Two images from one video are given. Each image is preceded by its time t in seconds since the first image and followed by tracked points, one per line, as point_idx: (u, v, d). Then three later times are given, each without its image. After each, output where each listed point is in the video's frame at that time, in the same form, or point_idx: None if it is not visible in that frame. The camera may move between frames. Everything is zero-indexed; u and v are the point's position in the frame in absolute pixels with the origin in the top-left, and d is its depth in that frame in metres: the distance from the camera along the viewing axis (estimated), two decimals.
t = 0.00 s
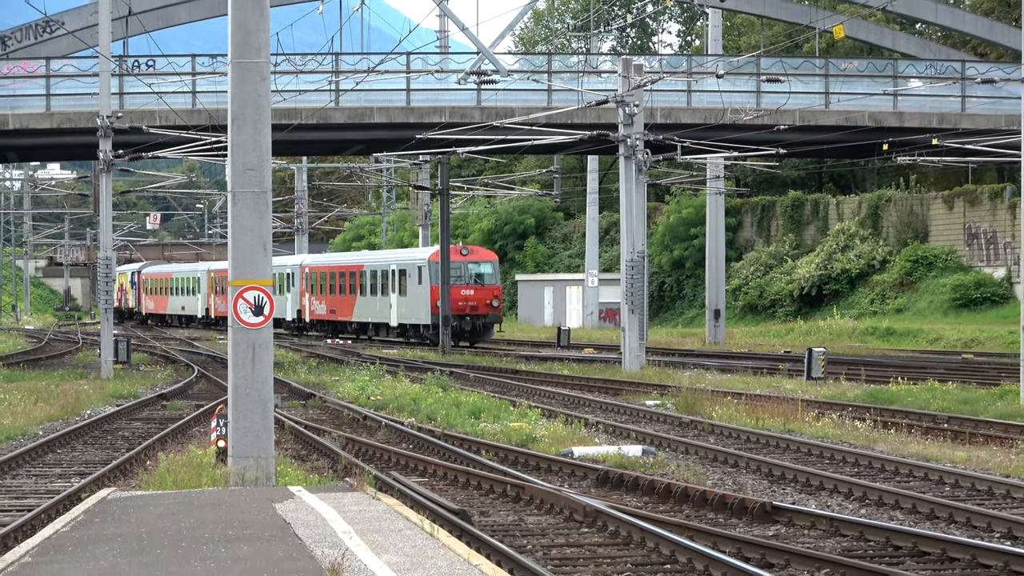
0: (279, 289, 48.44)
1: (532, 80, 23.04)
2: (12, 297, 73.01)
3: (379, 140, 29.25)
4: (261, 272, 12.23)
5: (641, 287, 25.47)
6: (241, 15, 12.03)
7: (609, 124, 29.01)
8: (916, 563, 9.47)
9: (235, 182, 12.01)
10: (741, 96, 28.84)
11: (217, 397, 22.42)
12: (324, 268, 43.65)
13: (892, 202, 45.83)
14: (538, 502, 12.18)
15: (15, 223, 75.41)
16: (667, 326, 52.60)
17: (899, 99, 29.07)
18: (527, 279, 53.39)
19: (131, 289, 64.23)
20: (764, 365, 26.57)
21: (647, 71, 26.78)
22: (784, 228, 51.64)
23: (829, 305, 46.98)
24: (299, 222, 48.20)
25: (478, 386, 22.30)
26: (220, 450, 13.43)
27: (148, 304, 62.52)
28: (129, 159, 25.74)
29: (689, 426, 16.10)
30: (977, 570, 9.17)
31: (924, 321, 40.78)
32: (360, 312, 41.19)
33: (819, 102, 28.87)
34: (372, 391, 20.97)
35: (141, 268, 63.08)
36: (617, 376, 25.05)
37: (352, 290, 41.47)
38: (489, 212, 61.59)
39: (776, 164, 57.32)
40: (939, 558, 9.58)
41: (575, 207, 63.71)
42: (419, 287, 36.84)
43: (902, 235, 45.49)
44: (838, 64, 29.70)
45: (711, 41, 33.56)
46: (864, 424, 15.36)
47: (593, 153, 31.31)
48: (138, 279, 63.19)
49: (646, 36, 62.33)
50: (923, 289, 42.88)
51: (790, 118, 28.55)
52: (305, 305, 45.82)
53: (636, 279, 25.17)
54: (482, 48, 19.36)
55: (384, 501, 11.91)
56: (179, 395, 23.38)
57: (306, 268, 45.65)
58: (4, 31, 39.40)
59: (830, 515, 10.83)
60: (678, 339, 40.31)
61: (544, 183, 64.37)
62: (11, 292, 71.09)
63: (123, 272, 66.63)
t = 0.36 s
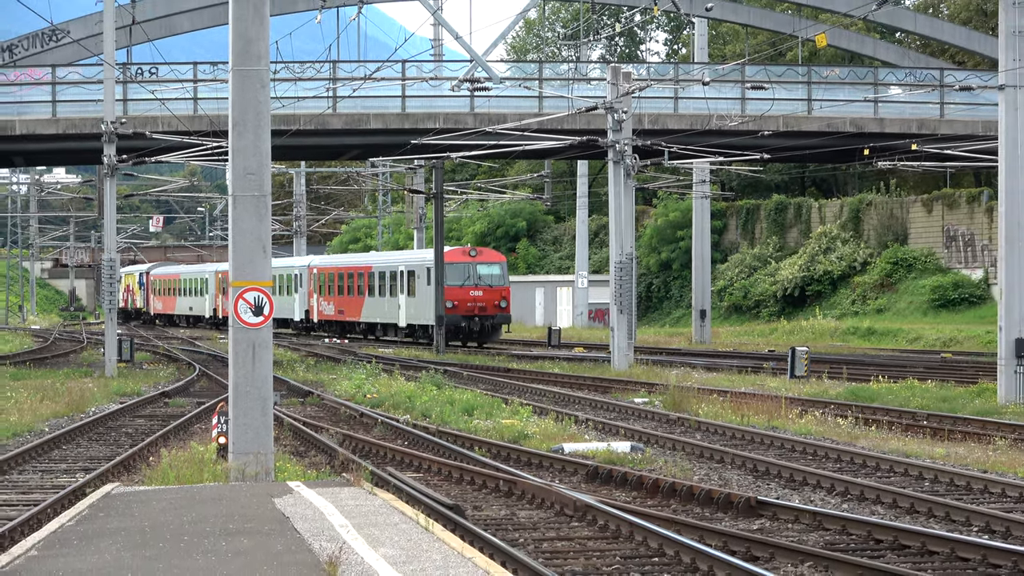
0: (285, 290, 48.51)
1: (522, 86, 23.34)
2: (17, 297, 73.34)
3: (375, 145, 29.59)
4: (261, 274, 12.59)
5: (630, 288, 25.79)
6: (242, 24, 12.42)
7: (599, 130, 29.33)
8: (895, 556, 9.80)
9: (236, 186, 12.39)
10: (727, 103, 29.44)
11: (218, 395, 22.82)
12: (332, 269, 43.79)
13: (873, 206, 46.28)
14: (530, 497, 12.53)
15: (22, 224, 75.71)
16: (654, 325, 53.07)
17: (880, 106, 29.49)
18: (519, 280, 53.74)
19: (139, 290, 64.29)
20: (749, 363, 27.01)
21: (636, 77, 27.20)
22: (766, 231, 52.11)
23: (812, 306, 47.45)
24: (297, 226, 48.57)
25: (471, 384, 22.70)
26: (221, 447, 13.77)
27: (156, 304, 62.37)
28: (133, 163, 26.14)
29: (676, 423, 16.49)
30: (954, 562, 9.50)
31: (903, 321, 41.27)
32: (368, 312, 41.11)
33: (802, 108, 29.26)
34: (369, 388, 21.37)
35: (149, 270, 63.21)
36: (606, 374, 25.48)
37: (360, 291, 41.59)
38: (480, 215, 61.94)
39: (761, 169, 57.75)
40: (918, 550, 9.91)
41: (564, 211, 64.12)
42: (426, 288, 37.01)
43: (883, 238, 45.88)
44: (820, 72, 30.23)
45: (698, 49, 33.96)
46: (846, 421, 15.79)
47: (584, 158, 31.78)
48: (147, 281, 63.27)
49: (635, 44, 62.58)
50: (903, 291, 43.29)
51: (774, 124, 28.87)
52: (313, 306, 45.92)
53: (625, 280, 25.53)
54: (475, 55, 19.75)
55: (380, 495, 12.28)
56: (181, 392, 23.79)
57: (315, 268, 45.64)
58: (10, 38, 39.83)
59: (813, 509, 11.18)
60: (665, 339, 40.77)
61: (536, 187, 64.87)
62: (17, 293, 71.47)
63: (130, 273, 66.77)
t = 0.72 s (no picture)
0: (287, 291, 48.13)
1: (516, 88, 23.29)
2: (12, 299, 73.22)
3: (370, 147, 29.64)
4: (255, 276, 12.61)
5: (622, 290, 25.85)
6: (235, 25, 12.44)
7: (592, 132, 29.31)
8: (889, 558, 9.80)
9: (230, 188, 12.42)
10: (720, 105, 29.66)
11: (212, 396, 22.81)
12: (337, 270, 43.22)
13: (866, 207, 46.32)
14: (523, 498, 12.54)
15: (16, 226, 75.66)
16: (647, 327, 53.07)
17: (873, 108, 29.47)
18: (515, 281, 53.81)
19: (138, 291, 63.96)
20: (742, 365, 27.00)
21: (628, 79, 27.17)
22: (759, 233, 52.18)
23: (805, 309, 47.43)
24: (291, 227, 48.50)
25: (464, 386, 22.70)
26: (215, 448, 13.78)
27: (155, 305, 62.16)
28: (127, 165, 26.15)
29: (669, 425, 16.49)
30: (947, 563, 9.52)
31: (894, 323, 41.26)
32: (373, 313, 40.48)
33: (795, 110, 29.31)
34: (362, 390, 21.37)
35: (149, 270, 62.94)
36: (599, 376, 25.49)
37: (366, 292, 41.01)
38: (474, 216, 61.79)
39: (754, 171, 57.76)
40: (911, 552, 9.92)
41: (558, 212, 64.17)
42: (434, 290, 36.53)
43: (875, 240, 45.95)
44: (813, 74, 30.27)
45: (690, 51, 33.93)
46: (839, 423, 15.81)
47: (577, 160, 31.84)
48: (147, 282, 62.99)
49: (628, 46, 62.52)
50: (896, 292, 43.35)
51: (767, 126, 28.74)
52: (318, 308, 45.29)
53: (617, 282, 25.57)
54: (468, 58, 19.68)
55: (373, 496, 12.29)
56: (175, 394, 23.78)
57: (319, 270, 45.10)
58: (5, 40, 39.81)
59: (805, 510, 11.20)
60: (658, 340, 40.86)
61: (528, 189, 64.91)
62: (12, 294, 71.40)
63: (128, 274, 66.48)
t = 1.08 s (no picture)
0: (291, 292, 47.42)
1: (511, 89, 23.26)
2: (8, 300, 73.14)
3: (364, 148, 29.62)
4: (249, 277, 12.62)
5: (617, 290, 25.80)
6: (230, 27, 12.46)
7: (587, 132, 29.28)
8: (884, 557, 9.80)
9: (224, 189, 12.41)
10: (714, 105, 29.58)
11: (207, 397, 22.80)
12: (343, 271, 42.50)
13: (861, 208, 46.42)
14: (519, 498, 12.54)
15: (11, 228, 75.64)
16: (642, 328, 53.04)
17: (867, 108, 29.48)
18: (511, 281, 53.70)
19: (139, 291, 63.67)
20: (735, 366, 26.97)
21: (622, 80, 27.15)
22: (755, 233, 52.17)
23: (800, 309, 47.41)
24: (286, 228, 48.47)
25: (459, 386, 22.69)
26: (210, 449, 13.78)
27: (155, 306, 61.83)
28: (122, 167, 26.08)
29: (664, 425, 16.49)
30: (943, 563, 9.53)
31: (890, 323, 41.21)
32: (380, 315, 39.90)
33: (789, 111, 29.30)
34: (357, 391, 21.37)
35: (149, 271, 62.68)
36: (595, 376, 25.51)
37: (373, 293, 40.32)
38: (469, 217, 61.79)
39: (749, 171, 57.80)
40: (907, 552, 9.93)
41: (553, 213, 64.18)
42: (446, 291, 36.16)
43: (871, 240, 46.03)
44: (808, 74, 30.26)
45: (686, 52, 33.86)
46: (834, 422, 15.81)
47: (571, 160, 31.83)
48: (147, 283, 62.69)
49: (623, 47, 62.44)
50: (891, 292, 43.33)
51: (762, 126, 28.76)
52: (324, 309, 44.58)
53: (612, 282, 25.53)
54: (463, 57, 19.66)
55: (369, 497, 12.29)
56: (170, 395, 23.76)
57: (324, 271, 44.53)
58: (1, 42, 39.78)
59: (800, 511, 11.20)
60: (653, 340, 40.87)
61: (523, 189, 64.94)
62: (8, 295, 71.30)
63: (127, 275, 66.13)
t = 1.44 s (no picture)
0: (300, 292, 46.95)
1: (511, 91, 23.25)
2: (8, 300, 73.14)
3: (364, 149, 29.63)
4: (248, 277, 12.62)
5: (616, 292, 25.82)
6: (230, 29, 12.48)
7: (586, 134, 29.28)
8: (883, 560, 9.81)
9: (224, 190, 12.41)
10: (714, 107, 29.56)
11: (206, 398, 22.82)
12: (355, 272, 42.08)
13: (860, 209, 46.41)
14: (518, 499, 12.54)
15: (11, 230, 75.68)
16: (641, 329, 53.05)
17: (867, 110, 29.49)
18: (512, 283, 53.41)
19: (143, 292, 63.07)
20: (734, 368, 26.96)
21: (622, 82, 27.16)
22: (754, 235, 52.16)
23: (799, 310, 47.42)
24: (286, 229, 48.50)
25: (458, 388, 22.69)
26: (209, 450, 13.77)
27: (160, 307, 61.27)
28: (122, 167, 26.08)
29: (663, 427, 16.49)
30: (941, 565, 9.54)
31: (889, 325, 41.18)
32: (394, 317, 39.50)
33: (789, 112, 29.31)
34: (357, 392, 21.38)
35: (154, 272, 62.02)
36: (594, 378, 25.53)
37: (386, 294, 39.90)
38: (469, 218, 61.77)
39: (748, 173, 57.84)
40: (906, 554, 9.93)
41: (553, 214, 64.21)
42: (461, 292, 35.39)
43: (870, 242, 46.05)
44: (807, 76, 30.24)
45: (686, 53, 33.84)
46: (832, 424, 15.82)
47: (570, 162, 31.85)
48: (151, 284, 62.19)
49: (623, 48, 62.42)
50: (891, 294, 43.33)
51: (761, 129, 28.77)
52: (333, 311, 44.08)
53: (612, 284, 25.53)
54: (463, 60, 19.67)
55: (367, 498, 12.29)
56: (169, 396, 23.76)
57: (334, 271, 44.10)
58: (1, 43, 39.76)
59: (799, 512, 11.20)
60: (653, 341, 40.87)
61: (523, 190, 64.97)
62: (7, 296, 71.28)
63: (131, 275, 65.54)
